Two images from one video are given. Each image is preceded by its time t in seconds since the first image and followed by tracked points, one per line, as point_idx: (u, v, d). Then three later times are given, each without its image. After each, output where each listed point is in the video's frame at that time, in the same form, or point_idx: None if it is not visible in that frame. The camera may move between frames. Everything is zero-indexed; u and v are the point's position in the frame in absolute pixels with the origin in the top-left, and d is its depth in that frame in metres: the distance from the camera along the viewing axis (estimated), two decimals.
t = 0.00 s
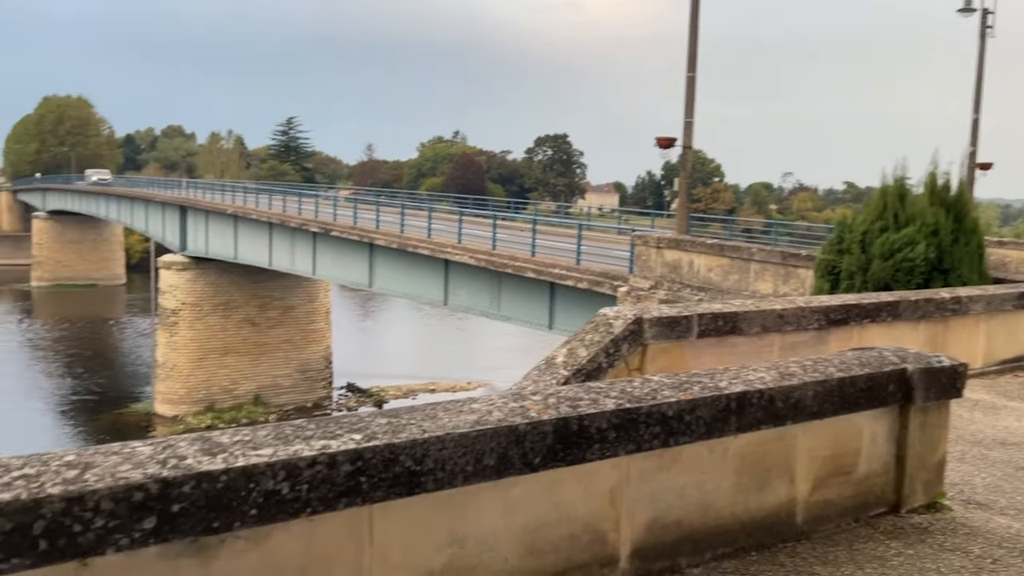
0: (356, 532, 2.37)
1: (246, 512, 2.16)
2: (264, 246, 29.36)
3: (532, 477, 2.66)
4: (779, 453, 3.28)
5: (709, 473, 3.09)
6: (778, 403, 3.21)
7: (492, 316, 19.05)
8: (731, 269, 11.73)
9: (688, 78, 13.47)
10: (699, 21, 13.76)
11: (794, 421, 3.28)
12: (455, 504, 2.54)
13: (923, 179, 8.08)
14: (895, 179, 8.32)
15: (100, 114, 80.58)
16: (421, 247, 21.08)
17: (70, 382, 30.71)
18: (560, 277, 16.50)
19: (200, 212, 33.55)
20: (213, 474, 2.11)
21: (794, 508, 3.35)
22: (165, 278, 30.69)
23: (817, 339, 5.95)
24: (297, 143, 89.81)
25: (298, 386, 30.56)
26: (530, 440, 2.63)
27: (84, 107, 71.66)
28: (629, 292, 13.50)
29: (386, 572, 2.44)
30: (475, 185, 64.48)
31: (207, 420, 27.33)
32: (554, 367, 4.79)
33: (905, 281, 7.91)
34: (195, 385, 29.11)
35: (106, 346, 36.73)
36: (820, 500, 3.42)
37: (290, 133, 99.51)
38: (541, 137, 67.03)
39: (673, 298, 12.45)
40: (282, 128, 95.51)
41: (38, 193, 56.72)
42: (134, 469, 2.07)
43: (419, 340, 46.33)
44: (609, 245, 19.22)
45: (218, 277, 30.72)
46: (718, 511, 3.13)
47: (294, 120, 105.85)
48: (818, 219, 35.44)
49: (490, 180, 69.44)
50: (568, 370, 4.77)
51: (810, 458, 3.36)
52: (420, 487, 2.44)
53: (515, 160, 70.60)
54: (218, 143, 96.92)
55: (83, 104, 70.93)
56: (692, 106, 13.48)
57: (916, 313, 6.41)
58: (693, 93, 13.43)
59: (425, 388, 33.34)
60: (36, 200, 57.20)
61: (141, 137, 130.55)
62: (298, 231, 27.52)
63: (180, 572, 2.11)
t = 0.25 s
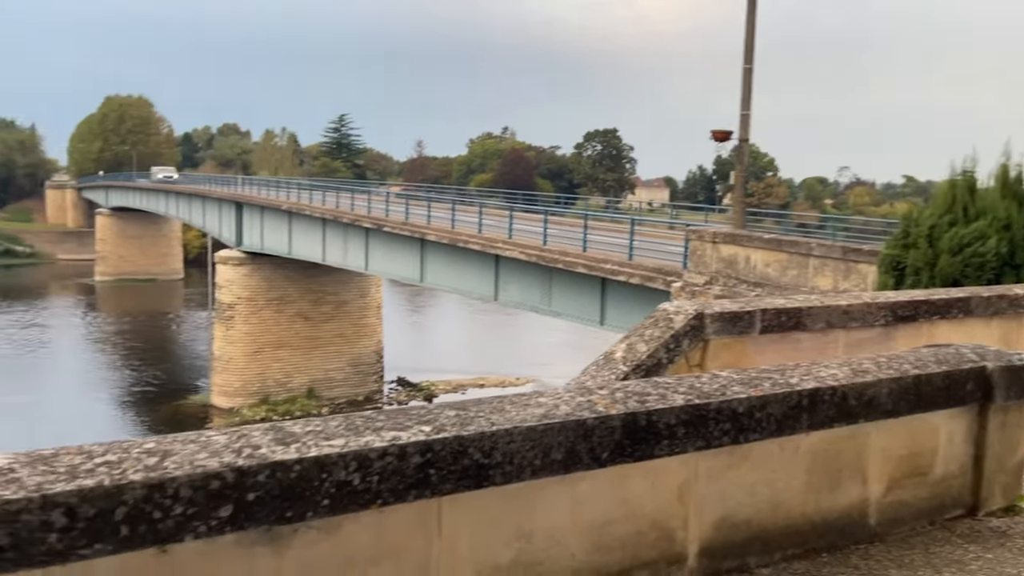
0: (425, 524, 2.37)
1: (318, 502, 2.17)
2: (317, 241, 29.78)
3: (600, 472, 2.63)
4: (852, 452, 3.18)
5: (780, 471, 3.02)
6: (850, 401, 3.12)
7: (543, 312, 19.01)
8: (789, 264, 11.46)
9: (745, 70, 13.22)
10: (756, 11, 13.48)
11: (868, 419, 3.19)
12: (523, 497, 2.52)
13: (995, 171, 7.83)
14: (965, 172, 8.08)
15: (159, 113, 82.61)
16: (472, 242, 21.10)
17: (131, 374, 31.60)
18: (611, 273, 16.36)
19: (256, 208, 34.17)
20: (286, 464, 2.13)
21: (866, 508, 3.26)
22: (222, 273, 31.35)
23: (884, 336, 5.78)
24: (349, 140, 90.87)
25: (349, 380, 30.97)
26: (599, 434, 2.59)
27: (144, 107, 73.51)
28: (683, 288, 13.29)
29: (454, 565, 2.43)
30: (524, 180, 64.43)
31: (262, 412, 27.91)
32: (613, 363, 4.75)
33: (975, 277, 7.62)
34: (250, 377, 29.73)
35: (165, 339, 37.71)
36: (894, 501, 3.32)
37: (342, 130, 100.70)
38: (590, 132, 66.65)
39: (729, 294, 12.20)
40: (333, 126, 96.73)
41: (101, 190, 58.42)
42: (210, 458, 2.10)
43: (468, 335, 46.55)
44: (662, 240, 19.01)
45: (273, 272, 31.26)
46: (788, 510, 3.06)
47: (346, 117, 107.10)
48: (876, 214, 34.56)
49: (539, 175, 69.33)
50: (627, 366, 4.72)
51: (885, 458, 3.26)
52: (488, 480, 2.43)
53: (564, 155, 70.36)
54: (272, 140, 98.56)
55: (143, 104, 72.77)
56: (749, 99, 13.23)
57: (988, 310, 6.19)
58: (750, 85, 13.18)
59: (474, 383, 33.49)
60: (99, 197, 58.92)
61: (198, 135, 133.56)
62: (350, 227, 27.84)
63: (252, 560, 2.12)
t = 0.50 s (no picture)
0: (513, 521, 2.35)
1: (409, 497, 2.18)
2: (379, 238, 30.14)
3: (688, 473, 2.57)
4: (949, 456, 3.05)
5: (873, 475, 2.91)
6: (947, 404, 3.00)
7: (604, 308, 18.86)
8: (862, 260, 11.10)
9: (816, 61, 12.86)
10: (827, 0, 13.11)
11: (965, 422, 3.06)
12: (611, 498, 2.47)
13: None
14: None
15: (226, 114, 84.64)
16: (532, 238, 21.05)
17: (200, 367, 32.51)
18: (675, 269, 16.12)
19: (320, 206, 34.76)
20: (377, 459, 2.14)
21: (963, 516, 3.12)
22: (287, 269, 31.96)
23: (971, 335, 5.55)
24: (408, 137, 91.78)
25: (410, 374, 31.32)
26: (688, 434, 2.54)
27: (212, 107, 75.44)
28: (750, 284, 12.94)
29: (541, 563, 2.40)
30: (583, 177, 64.12)
31: (325, 406, 28.48)
32: (689, 360, 4.68)
33: None
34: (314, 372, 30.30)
35: (232, 333, 38.70)
36: (992, 508, 3.17)
37: (402, 129, 101.83)
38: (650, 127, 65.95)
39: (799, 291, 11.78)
40: (393, 124, 97.71)
41: (171, 189, 60.21)
42: (304, 451, 2.12)
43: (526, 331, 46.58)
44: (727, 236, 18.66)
45: (336, 268, 31.75)
46: (880, 514, 2.95)
47: (406, 115, 108.17)
48: (951, 208, 33.27)
49: (597, 172, 68.93)
50: (703, 364, 4.64)
51: (983, 462, 3.11)
52: (575, 479, 2.39)
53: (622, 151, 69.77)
54: (334, 139, 100.18)
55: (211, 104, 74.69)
56: (819, 90, 12.88)
57: None
58: (821, 76, 12.83)
59: (532, 379, 33.53)
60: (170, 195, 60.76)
61: (263, 135, 136.70)
62: (412, 224, 28.10)
63: (343, 554, 2.13)
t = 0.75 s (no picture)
0: (594, 518, 2.30)
1: (490, 492, 2.15)
2: (433, 234, 30.29)
3: (772, 472, 2.50)
4: None
5: (966, 477, 2.79)
6: None
7: (659, 304, 18.65)
8: (931, 256, 10.68)
9: (883, 50, 12.43)
10: None
11: None
12: (692, 496, 2.40)
13: None
14: None
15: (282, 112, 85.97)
16: (587, 234, 20.90)
17: (258, 361, 33.14)
18: (733, 265, 15.82)
19: (374, 202, 35.07)
20: (460, 453, 2.11)
21: None
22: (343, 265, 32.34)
23: None
24: (460, 134, 92.06)
25: (462, 369, 31.48)
26: (772, 433, 2.47)
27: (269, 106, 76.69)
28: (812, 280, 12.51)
29: (621, 563, 2.34)
30: (635, 172, 63.54)
31: (379, 399, 28.82)
32: (759, 358, 4.57)
33: None
34: (368, 366, 30.67)
35: (288, 328, 39.38)
36: None
37: (454, 125, 102.20)
38: (703, 121, 64.97)
39: (864, 288, 11.33)
40: (445, 120, 98.18)
41: (230, 186, 61.49)
42: (386, 445, 2.11)
43: (578, 327, 46.37)
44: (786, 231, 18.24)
45: (390, 263, 32.01)
46: (973, 518, 2.82)
47: (458, 112, 108.48)
48: (1018, 202, 32.07)
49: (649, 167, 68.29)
50: (774, 361, 4.52)
51: None
52: (657, 477, 2.34)
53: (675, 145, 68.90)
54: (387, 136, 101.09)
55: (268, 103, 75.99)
56: (887, 80, 12.45)
57: None
58: (888, 66, 12.40)
59: (584, 375, 33.38)
60: (229, 192, 62.03)
61: (318, 133, 138.59)
62: (465, 220, 28.16)
63: (425, 548, 2.11)
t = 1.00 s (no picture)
0: (664, 516, 2.23)
1: (560, 487, 2.10)
2: (481, 229, 30.32)
3: (850, 472, 2.40)
4: None
5: None
6: None
7: (710, 300, 18.39)
8: (998, 251, 9.97)
9: (948, 37, 12.00)
10: None
11: None
12: (767, 495, 2.32)
13: None
14: None
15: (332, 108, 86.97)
16: (636, 228, 20.69)
17: (308, 354, 33.62)
18: (788, 260, 15.48)
19: (422, 198, 35.23)
20: (528, 447, 2.07)
21: None
22: (391, 260, 32.55)
23: None
24: (507, 129, 92.03)
25: (509, 364, 31.51)
26: (850, 431, 2.37)
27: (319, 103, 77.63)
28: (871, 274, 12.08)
29: (691, 561, 2.26)
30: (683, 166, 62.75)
31: (427, 393, 29.04)
32: (824, 354, 4.43)
33: None
34: (416, 359, 30.90)
35: (338, 322, 39.87)
36: None
37: (501, 120, 102.19)
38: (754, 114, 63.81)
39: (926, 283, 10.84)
40: (492, 116, 98.27)
41: (282, 182, 62.46)
42: (454, 437, 2.07)
43: (625, 323, 46.02)
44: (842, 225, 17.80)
45: (438, 258, 32.13)
46: None
47: (505, 107, 108.39)
48: None
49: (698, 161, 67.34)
50: (840, 357, 4.38)
51: None
52: (731, 475, 2.26)
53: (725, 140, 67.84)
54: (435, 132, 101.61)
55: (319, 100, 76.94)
56: (952, 69, 12.02)
57: None
58: (953, 54, 11.97)
59: (632, 371, 33.12)
60: (280, 188, 63.02)
61: (367, 129, 139.92)
62: (513, 215, 28.10)
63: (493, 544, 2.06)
